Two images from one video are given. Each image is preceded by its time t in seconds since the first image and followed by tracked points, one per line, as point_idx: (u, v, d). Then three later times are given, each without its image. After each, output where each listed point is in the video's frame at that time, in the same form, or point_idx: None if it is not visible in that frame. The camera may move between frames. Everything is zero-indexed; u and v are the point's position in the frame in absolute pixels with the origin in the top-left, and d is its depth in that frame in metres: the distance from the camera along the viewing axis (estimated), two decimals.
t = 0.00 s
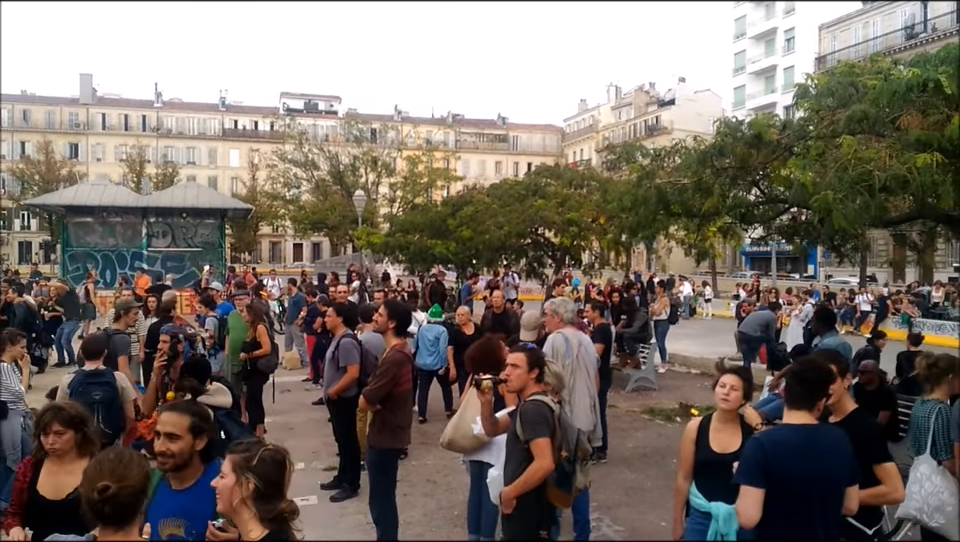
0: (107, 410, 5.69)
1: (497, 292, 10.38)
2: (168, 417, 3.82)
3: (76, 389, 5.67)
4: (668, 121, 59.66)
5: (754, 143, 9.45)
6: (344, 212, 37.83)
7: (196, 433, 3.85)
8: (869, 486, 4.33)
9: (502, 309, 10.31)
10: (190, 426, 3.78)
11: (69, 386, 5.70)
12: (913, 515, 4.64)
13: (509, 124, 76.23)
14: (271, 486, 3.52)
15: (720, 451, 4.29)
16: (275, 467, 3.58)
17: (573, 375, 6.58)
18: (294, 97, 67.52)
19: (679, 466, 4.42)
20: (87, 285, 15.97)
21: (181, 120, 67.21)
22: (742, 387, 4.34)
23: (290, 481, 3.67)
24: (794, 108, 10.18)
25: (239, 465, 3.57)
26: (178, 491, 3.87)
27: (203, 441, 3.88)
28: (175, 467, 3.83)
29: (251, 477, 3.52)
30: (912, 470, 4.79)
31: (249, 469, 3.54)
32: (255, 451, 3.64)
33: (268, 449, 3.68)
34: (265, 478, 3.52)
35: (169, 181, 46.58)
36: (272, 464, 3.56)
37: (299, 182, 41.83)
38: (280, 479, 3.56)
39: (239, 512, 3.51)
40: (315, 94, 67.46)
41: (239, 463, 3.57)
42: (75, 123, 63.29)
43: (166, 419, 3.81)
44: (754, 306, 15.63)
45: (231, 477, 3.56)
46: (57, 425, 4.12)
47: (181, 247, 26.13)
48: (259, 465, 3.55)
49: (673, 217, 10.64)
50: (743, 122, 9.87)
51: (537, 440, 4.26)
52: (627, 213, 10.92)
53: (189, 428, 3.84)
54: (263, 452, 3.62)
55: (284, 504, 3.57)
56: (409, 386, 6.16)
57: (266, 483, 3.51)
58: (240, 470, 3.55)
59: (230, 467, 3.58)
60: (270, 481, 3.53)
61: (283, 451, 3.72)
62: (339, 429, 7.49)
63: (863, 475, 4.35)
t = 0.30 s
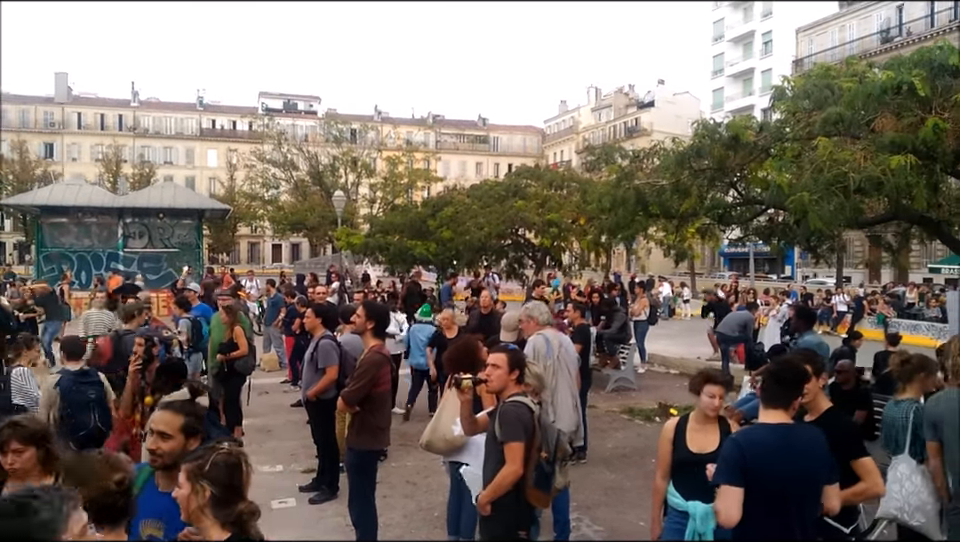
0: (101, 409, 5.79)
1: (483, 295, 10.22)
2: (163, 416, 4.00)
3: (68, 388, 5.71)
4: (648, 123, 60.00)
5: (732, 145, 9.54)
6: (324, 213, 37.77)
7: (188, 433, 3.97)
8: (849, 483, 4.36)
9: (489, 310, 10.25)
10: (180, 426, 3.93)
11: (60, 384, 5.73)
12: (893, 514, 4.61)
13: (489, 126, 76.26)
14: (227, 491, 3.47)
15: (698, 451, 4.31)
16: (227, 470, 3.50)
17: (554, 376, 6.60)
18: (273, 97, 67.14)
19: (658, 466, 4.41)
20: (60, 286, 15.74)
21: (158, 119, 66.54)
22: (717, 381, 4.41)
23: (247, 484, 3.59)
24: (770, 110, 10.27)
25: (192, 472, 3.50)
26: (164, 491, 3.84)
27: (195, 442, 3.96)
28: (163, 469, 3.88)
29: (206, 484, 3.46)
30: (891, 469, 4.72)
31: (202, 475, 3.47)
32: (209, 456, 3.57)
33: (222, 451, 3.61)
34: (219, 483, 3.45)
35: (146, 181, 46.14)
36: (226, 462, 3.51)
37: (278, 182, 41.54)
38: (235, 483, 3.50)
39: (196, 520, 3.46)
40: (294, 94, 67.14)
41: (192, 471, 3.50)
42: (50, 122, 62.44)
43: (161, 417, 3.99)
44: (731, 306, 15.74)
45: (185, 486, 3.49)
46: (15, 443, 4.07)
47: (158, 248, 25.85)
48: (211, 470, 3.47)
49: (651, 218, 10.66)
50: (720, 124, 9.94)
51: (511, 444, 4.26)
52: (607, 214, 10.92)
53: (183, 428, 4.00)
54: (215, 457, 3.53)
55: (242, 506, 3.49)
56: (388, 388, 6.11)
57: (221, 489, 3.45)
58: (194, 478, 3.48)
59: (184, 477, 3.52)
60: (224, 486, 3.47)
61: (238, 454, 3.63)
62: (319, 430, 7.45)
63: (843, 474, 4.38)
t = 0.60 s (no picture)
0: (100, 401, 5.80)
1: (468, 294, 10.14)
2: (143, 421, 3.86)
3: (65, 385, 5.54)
4: (628, 124, 60.27)
5: (710, 145, 9.60)
6: (304, 212, 37.73)
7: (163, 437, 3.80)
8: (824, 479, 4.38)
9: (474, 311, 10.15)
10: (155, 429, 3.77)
11: (56, 380, 5.58)
12: (883, 514, 4.59)
13: (470, 125, 76.23)
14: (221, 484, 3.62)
15: (677, 449, 4.33)
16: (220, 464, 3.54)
17: (535, 375, 6.61)
18: (252, 95, 66.68)
19: (637, 465, 4.42)
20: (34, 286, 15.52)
21: (135, 117, 65.80)
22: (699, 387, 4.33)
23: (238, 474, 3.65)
24: (748, 111, 10.35)
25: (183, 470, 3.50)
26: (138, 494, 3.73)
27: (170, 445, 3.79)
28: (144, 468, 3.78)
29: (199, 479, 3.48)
30: (880, 467, 4.71)
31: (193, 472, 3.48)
32: (194, 455, 3.70)
33: (206, 446, 3.87)
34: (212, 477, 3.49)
35: (123, 180, 45.63)
36: (210, 453, 3.78)
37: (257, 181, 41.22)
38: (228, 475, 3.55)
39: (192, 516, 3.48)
40: (273, 92, 66.75)
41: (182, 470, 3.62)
42: (25, 120, 61.57)
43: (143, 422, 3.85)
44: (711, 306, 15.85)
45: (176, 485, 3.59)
46: None
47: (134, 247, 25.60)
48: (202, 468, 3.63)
49: (631, 218, 10.67)
50: (698, 124, 10.01)
51: (490, 443, 4.26)
52: (587, 214, 10.94)
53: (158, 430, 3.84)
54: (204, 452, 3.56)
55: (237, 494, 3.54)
56: (367, 388, 6.08)
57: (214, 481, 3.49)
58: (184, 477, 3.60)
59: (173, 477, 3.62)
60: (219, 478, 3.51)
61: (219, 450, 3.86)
62: (299, 431, 7.40)
63: (818, 467, 4.40)
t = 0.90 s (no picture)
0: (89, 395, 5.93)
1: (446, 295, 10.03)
2: (111, 417, 3.69)
3: (57, 381, 5.71)
4: (608, 124, 60.56)
5: (688, 145, 9.67)
6: (283, 212, 37.69)
7: (138, 434, 3.72)
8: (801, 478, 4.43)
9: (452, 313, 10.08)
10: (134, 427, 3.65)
11: (48, 377, 5.69)
12: (857, 511, 4.55)
13: (451, 125, 76.21)
14: (224, 473, 3.54)
15: (658, 449, 4.36)
16: (221, 457, 3.57)
17: (510, 376, 6.58)
18: (231, 94, 66.20)
19: (615, 463, 4.44)
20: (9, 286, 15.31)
21: (111, 116, 65.08)
22: (671, 394, 4.27)
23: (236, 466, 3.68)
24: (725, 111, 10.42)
25: (184, 463, 3.52)
26: (104, 495, 3.66)
27: (143, 444, 3.73)
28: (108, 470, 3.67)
29: (203, 471, 3.49)
30: (853, 464, 4.66)
31: (197, 464, 3.49)
32: (197, 445, 3.57)
33: (205, 437, 3.66)
34: (215, 468, 3.51)
35: (99, 179, 45.09)
36: (212, 443, 3.59)
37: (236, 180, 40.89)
38: (229, 467, 3.58)
39: (198, 507, 3.50)
40: (252, 91, 66.37)
41: (184, 463, 3.51)
42: None
43: (111, 419, 3.68)
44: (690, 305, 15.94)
45: (181, 478, 3.50)
46: None
47: (111, 247, 25.37)
48: (205, 458, 3.52)
49: (611, 218, 10.62)
50: (675, 125, 10.10)
51: (467, 443, 4.27)
52: (567, 214, 10.93)
53: (134, 430, 3.72)
54: (205, 444, 3.58)
55: (238, 483, 3.59)
56: (346, 389, 6.05)
57: (218, 472, 3.51)
58: (188, 469, 3.50)
59: (176, 470, 3.52)
60: (220, 470, 3.55)
61: (221, 438, 3.69)
62: (275, 433, 7.33)
63: (795, 466, 4.45)
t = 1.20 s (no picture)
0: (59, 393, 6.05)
1: (418, 295, 9.95)
2: (52, 420, 3.59)
3: (28, 384, 5.79)
4: (584, 125, 60.79)
5: (661, 145, 9.76)
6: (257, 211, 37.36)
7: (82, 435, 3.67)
8: (772, 478, 4.48)
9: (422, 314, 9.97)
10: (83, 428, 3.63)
11: (19, 381, 5.78)
12: (828, 505, 4.60)
13: (428, 125, 76.06)
14: (215, 468, 3.73)
15: (630, 455, 4.37)
16: (211, 451, 3.76)
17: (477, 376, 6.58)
18: (204, 92, 65.47)
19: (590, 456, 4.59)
20: None
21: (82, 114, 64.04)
22: (628, 411, 4.26)
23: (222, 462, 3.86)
24: (698, 112, 10.47)
25: (177, 458, 3.67)
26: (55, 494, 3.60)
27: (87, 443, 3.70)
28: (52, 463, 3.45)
29: (196, 465, 3.67)
30: (825, 460, 4.74)
31: (190, 459, 3.67)
32: (189, 441, 3.74)
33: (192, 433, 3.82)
34: (208, 463, 3.70)
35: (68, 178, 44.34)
36: (202, 440, 3.76)
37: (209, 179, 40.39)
38: (218, 462, 3.77)
39: (190, 500, 3.67)
40: (226, 90, 65.71)
41: (176, 458, 3.67)
42: None
43: (53, 422, 3.59)
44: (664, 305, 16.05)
45: (174, 473, 3.66)
46: None
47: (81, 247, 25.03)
48: (197, 452, 3.70)
49: (585, 218, 10.63)
50: (648, 126, 10.17)
51: (441, 445, 4.25)
52: (542, 214, 10.94)
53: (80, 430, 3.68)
54: (196, 440, 3.74)
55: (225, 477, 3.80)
56: (319, 390, 6.01)
57: (210, 466, 3.70)
58: (181, 463, 3.66)
59: (169, 465, 3.66)
60: (210, 465, 3.73)
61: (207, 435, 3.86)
62: (249, 435, 7.28)
63: (767, 466, 4.48)
